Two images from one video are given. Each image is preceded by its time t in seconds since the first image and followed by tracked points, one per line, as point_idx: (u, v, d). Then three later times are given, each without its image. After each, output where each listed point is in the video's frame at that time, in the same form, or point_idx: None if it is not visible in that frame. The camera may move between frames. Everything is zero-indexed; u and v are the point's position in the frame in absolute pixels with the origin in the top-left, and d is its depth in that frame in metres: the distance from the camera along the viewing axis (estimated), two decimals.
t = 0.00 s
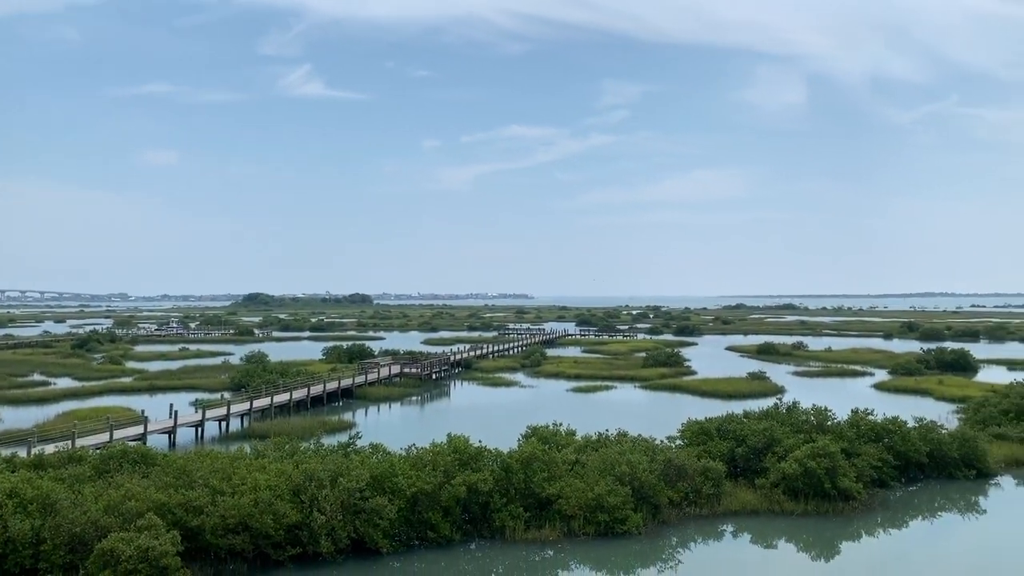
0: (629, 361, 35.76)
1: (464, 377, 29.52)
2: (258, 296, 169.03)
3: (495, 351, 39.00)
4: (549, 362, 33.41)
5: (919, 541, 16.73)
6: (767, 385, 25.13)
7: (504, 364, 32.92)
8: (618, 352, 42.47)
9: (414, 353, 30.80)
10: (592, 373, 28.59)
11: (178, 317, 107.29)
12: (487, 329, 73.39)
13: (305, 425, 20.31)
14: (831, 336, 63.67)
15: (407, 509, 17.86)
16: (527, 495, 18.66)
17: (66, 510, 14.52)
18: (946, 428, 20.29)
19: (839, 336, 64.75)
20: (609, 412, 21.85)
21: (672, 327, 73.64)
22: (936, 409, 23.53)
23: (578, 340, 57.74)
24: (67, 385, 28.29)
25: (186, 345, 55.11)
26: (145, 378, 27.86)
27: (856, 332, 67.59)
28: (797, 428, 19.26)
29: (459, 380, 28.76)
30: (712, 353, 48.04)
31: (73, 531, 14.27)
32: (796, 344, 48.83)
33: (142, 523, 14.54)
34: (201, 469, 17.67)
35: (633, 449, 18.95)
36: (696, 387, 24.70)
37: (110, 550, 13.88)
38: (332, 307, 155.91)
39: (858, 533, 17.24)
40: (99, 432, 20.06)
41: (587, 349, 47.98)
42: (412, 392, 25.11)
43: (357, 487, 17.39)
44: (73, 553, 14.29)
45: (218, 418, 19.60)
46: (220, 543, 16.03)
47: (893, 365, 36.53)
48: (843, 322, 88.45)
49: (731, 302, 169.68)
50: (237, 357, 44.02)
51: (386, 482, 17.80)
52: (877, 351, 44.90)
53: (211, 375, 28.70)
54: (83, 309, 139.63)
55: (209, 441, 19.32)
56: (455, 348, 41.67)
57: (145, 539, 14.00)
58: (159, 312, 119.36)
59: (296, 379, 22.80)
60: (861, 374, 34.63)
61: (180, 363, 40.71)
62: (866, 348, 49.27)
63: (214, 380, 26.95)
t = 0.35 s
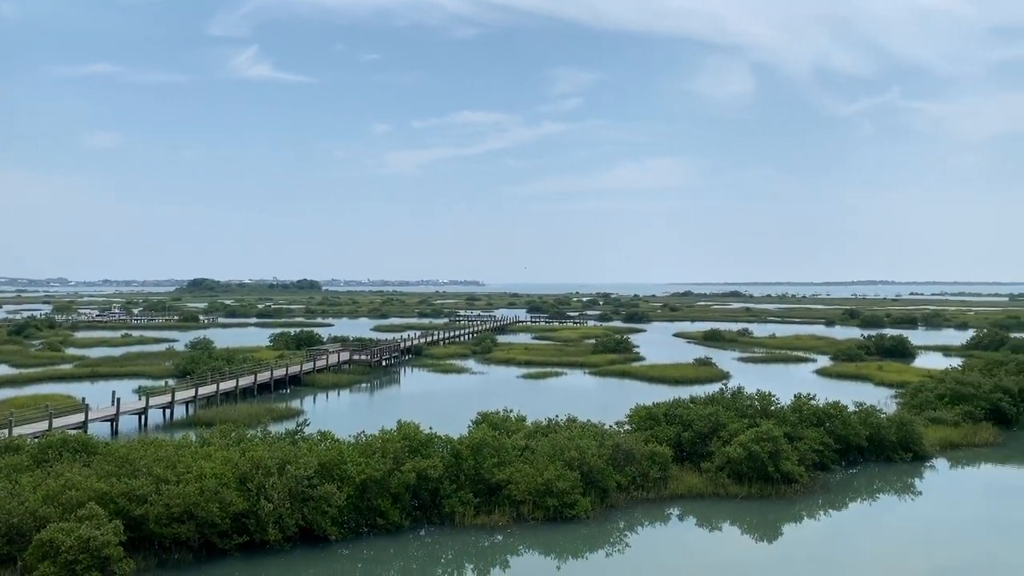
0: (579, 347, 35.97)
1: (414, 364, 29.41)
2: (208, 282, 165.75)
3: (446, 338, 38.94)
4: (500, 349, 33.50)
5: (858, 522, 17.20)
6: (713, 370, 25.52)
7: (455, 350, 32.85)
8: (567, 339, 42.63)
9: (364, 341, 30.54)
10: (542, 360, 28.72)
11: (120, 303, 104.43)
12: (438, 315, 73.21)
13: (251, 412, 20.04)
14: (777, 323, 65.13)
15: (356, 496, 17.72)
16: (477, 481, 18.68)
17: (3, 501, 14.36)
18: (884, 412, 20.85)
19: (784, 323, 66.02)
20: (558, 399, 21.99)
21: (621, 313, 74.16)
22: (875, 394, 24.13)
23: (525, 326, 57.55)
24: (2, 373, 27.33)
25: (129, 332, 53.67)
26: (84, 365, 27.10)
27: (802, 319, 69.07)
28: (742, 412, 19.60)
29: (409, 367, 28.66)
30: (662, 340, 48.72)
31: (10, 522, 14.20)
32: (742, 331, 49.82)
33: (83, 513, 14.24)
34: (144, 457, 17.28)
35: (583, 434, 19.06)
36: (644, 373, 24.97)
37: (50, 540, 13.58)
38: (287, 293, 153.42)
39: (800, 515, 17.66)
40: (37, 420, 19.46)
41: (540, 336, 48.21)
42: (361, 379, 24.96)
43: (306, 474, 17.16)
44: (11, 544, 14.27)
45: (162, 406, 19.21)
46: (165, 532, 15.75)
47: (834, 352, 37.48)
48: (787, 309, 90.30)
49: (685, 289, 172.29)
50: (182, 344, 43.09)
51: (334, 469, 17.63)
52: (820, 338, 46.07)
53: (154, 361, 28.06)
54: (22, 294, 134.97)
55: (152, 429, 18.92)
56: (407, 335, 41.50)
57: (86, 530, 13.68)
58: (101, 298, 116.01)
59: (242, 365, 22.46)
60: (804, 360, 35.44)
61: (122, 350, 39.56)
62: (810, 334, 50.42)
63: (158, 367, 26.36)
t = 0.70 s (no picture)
0: (532, 333, 36.09)
1: (366, 350, 29.26)
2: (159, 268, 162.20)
3: (398, 324, 38.80)
4: (452, 334, 33.52)
5: (802, 502, 17.61)
6: (663, 354, 25.87)
7: (407, 336, 32.70)
8: (518, 325, 42.64)
9: (315, 327, 30.23)
10: (494, 345, 28.80)
11: (63, 288, 101.45)
12: (392, 301, 72.80)
13: (199, 399, 19.75)
14: (727, 308, 66.35)
15: (307, 483, 17.56)
16: (430, 465, 18.64)
17: None
18: (828, 394, 21.36)
19: (733, 308, 67.07)
20: (509, 384, 22.08)
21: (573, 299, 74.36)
22: (820, 377, 24.73)
23: (475, 312, 57.17)
24: None
25: (71, 319, 52.21)
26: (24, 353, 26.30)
27: (749, 305, 70.20)
28: (690, 395, 19.91)
29: (360, 353, 28.51)
30: (615, 325, 49.18)
31: None
32: (693, 316, 50.62)
33: (24, 504, 13.84)
34: (88, 446, 16.87)
35: (535, 419, 19.14)
36: (595, 357, 25.20)
37: None
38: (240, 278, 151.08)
39: (746, 495, 18.03)
40: None
41: (494, 321, 48.31)
42: (312, 365, 24.76)
43: (255, 461, 16.90)
44: None
45: (106, 394, 18.81)
46: (110, 522, 15.42)
47: (780, 335, 38.31)
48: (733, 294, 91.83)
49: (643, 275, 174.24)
50: (126, 331, 42.05)
51: (285, 456, 17.41)
52: (768, 322, 47.08)
53: (98, 349, 27.39)
54: None
55: (96, 418, 18.50)
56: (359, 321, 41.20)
57: (28, 521, 13.42)
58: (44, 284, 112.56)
59: (189, 352, 22.11)
60: (752, 343, 36.15)
61: (67, 337, 38.51)
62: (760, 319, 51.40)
63: (102, 354, 25.74)
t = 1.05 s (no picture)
0: (489, 319, 36.09)
1: (321, 338, 29.07)
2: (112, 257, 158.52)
3: (353, 312, 38.61)
4: (408, 322, 33.48)
5: (754, 482, 17.92)
6: (617, 339, 26.14)
7: (362, 324, 32.47)
8: (474, 312, 42.58)
9: (269, 315, 29.83)
10: (450, 332, 28.83)
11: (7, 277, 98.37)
12: (347, 289, 72.30)
13: (150, 390, 19.42)
14: (681, 293, 67.37)
15: (261, 472, 17.38)
16: (386, 454, 18.49)
17: None
18: (778, 377, 21.78)
19: (685, 293, 67.84)
20: (466, 370, 22.12)
21: (530, 285, 74.30)
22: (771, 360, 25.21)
23: (433, 299, 56.83)
24: None
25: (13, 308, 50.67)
26: None
27: (702, 289, 71.16)
28: (645, 379, 20.13)
29: (315, 341, 28.32)
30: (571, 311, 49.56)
31: None
32: (649, 302, 51.24)
33: None
34: (34, 438, 16.41)
35: (492, 405, 19.14)
36: (551, 342, 25.37)
37: None
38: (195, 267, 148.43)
39: (700, 476, 18.29)
40: None
41: (450, 308, 48.31)
42: (265, 354, 24.52)
43: (208, 451, 16.59)
44: None
45: (52, 384, 18.35)
46: (57, 516, 14.99)
47: (732, 319, 38.97)
48: (687, 279, 92.79)
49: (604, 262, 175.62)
50: (71, 321, 41.00)
51: (238, 446, 17.13)
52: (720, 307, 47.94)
53: (42, 339, 26.68)
54: None
55: (42, 409, 18.06)
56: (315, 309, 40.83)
57: None
58: None
59: (139, 341, 21.74)
60: (704, 328, 36.71)
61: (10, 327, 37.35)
62: (716, 304, 52.23)
63: (47, 345, 25.10)
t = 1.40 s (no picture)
0: (448, 314, 36.02)
1: (278, 334, 28.78)
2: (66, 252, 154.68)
3: (311, 307, 38.30)
4: (367, 316, 33.31)
5: (711, 474, 18.16)
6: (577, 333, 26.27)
7: (320, 319, 32.24)
8: (433, 307, 42.44)
9: (225, 311, 29.43)
10: (410, 327, 28.73)
11: None
12: (304, 284, 71.53)
13: (102, 387, 19.05)
14: (639, 287, 68.04)
15: (217, 469, 17.14)
16: (345, 450, 18.39)
17: None
18: (733, 369, 22.10)
19: (644, 287, 68.53)
20: (424, 365, 22.10)
21: (489, 279, 74.29)
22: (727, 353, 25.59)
23: (392, 294, 56.50)
24: None
25: None
26: None
27: (659, 283, 71.81)
28: (604, 372, 20.28)
29: (272, 337, 28.04)
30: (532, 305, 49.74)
31: None
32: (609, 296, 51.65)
33: None
34: None
35: (451, 399, 19.11)
36: (511, 337, 25.44)
37: None
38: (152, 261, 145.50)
39: (657, 468, 18.49)
40: None
41: (409, 303, 48.16)
42: (221, 350, 24.21)
43: (163, 449, 16.31)
44: None
45: None
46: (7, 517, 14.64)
47: (689, 313, 39.45)
48: (647, 273, 93.65)
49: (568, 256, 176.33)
50: (18, 318, 39.89)
51: (194, 443, 16.88)
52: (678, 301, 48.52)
53: None
54: None
55: None
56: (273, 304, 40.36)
57: None
58: None
59: (90, 338, 21.33)
60: (662, 322, 37.09)
61: None
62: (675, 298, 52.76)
63: None
